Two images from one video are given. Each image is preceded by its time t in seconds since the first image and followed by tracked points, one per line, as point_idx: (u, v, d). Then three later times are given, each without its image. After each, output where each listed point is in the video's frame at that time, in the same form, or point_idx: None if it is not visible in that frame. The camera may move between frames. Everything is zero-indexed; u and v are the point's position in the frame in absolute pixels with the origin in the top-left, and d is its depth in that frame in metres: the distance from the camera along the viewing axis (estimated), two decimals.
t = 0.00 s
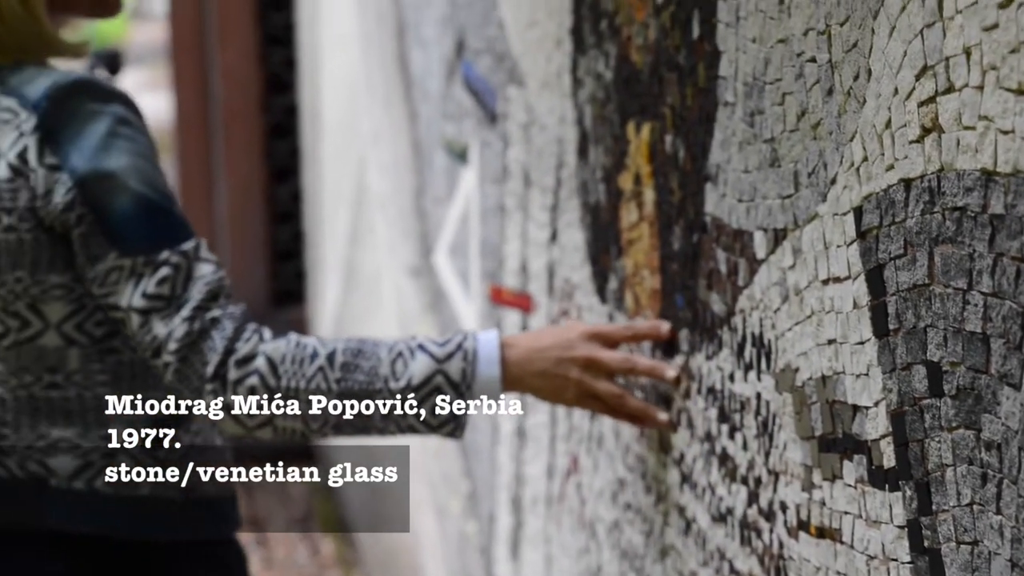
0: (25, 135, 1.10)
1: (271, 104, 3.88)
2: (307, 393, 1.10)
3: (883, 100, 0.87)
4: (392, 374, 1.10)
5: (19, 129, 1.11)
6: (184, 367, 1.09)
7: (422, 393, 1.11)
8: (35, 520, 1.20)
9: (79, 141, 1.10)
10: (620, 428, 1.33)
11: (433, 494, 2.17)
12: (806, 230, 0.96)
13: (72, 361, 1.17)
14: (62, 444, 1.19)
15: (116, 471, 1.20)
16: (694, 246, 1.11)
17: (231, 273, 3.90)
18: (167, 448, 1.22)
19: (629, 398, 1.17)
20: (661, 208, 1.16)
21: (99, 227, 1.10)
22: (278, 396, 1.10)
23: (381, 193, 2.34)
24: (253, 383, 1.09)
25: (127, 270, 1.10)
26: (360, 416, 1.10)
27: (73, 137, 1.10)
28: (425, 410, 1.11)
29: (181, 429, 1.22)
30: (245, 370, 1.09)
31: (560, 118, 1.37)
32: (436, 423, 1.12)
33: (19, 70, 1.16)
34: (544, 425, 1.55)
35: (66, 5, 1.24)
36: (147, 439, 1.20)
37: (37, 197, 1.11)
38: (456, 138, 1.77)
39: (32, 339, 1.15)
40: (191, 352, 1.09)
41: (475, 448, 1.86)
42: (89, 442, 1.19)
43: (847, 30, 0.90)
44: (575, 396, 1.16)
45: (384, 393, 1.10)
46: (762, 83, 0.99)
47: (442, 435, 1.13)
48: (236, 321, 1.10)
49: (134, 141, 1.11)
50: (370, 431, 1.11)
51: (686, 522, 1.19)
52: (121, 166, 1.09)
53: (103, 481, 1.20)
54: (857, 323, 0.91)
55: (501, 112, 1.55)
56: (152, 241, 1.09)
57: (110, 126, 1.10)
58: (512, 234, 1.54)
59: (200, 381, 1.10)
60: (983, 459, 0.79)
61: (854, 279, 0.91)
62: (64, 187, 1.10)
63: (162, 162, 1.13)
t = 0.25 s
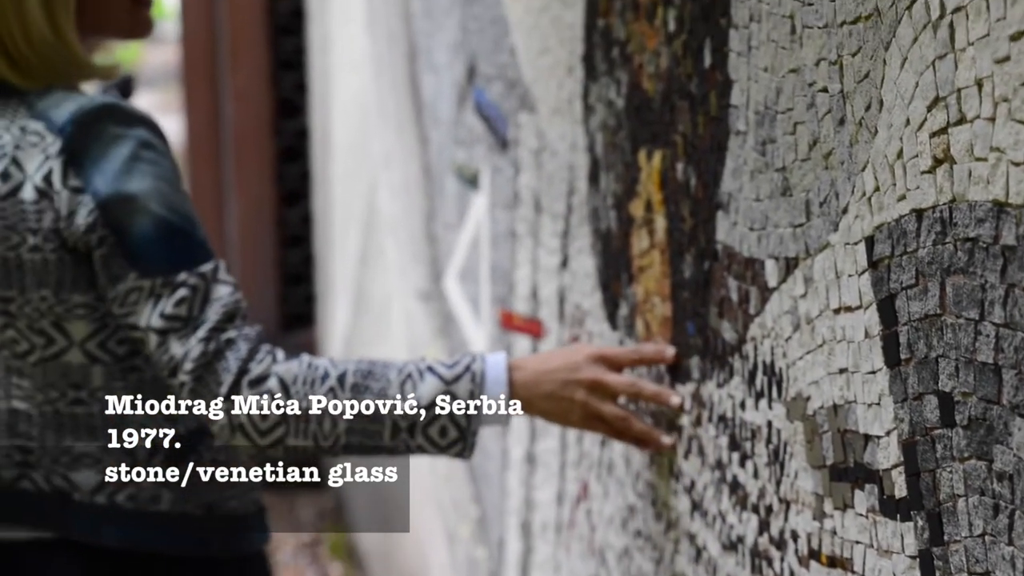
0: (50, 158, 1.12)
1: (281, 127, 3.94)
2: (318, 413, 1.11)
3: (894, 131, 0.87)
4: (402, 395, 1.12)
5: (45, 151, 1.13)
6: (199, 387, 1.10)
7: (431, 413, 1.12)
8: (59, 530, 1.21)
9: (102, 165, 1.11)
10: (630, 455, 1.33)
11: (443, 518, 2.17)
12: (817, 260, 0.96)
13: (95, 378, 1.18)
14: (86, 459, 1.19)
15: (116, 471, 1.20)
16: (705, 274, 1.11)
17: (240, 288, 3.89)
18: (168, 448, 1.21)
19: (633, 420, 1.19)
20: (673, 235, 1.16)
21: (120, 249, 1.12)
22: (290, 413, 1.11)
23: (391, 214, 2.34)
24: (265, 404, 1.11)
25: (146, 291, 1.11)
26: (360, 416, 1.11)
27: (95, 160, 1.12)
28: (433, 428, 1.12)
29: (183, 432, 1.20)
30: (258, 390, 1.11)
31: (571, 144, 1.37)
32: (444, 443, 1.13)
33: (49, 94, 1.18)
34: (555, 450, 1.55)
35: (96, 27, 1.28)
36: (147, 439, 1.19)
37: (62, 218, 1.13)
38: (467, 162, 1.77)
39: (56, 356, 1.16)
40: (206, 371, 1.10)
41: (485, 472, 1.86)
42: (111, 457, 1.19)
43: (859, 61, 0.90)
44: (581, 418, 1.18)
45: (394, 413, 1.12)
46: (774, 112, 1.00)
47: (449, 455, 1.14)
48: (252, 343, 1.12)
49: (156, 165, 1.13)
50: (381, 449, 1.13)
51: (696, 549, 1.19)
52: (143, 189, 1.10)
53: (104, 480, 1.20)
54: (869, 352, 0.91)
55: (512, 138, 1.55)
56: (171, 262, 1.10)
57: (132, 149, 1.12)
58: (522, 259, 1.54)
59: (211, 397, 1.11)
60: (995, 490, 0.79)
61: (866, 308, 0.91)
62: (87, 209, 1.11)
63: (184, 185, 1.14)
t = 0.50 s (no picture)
0: (53, 171, 1.15)
1: (291, 146, 4.02)
2: (317, 418, 1.10)
3: (905, 154, 0.87)
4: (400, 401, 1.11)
5: (49, 165, 1.15)
6: (200, 395, 1.11)
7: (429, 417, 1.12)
8: (52, 542, 1.22)
9: (105, 178, 1.14)
10: (641, 475, 1.33)
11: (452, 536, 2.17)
12: (828, 281, 0.96)
13: (96, 390, 1.20)
14: (84, 470, 1.21)
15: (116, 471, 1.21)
16: (715, 295, 1.12)
17: (246, 302, 3.94)
18: (168, 448, 1.22)
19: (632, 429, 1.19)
20: (683, 256, 1.17)
21: (121, 261, 1.13)
22: (290, 418, 1.11)
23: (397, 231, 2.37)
24: (264, 411, 1.10)
25: (148, 301, 1.13)
26: (360, 416, 1.10)
27: (98, 173, 1.14)
28: (432, 434, 1.12)
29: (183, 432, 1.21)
30: (257, 396, 1.10)
31: (582, 165, 1.38)
32: (444, 449, 1.13)
33: (56, 110, 1.21)
34: (566, 470, 1.55)
35: (105, 44, 1.31)
36: (147, 439, 1.21)
37: (64, 231, 1.15)
38: (477, 182, 1.78)
39: (55, 368, 1.18)
40: (207, 380, 1.11)
41: (495, 492, 1.86)
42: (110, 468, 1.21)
43: (869, 84, 0.91)
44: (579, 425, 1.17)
45: (392, 419, 1.11)
46: (784, 134, 1.00)
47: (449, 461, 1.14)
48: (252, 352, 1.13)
49: (158, 178, 1.15)
50: (380, 456, 1.12)
51: (706, 570, 1.18)
52: (145, 202, 1.12)
53: (104, 481, 1.21)
54: (880, 374, 0.91)
55: (522, 158, 1.56)
56: (172, 274, 1.12)
57: (134, 163, 1.14)
58: (532, 278, 1.55)
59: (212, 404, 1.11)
60: (1006, 512, 0.79)
61: (877, 330, 0.91)
62: (89, 222, 1.14)
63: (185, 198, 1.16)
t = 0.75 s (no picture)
0: (36, 184, 1.30)
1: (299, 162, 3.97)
2: (313, 414, 1.25)
3: (912, 172, 0.87)
4: (393, 397, 1.25)
5: (32, 178, 1.30)
6: (194, 392, 1.26)
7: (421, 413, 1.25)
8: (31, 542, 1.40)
9: (90, 189, 1.29)
10: (649, 491, 1.33)
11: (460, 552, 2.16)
12: (835, 299, 0.96)
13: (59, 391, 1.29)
14: (59, 475, 1.38)
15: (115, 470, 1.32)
16: (722, 312, 1.12)
17: (256, 308, 3.90)
18: (167, 447, 1.36)
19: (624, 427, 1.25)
20: (690, 273, 1.17)
21: (107, 270, 1.29)
22: (285, 414, 1.25)
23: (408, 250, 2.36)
24: (261, 405, 1.25)
25: (137, 308, 1.28)
26: (358, 412, 1.24)
27: (82, 185, 1.30)
28: (422, 428, 1.25)
29: (180, 432, 1.34)
30: (252, 392, 1.25)
31: (589, 181, 1.38)
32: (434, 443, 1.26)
33: (41, 121, 1.36)
34: (574, 487, 1.55)
35: (88, 57, 1.45)
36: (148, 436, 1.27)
37: (45, 238, 1.30)
38: (485, 199, 1.78)
39: (34, 373, 1.35)
40: (200, 377, 1.26)
41: (503, 507, 1.86)
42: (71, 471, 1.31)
43: (876, 102, 0.91)
44: (567, 421, 1.25)
45: (385, 415, 1.25)
46: (791, 152, 1.00)
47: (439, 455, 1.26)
48: (241, 351, 1.27)
49: (140, 188, 1.31)
50: (369, 449, 1.26)
51: None
52: (127, 213, 1.28)
53: (105, 481, 1.39)
54: (888, 392, 0.91)
55: (530, 174, 1.56)
56: (156, 279, 1.27)
57: (117, 175, 1.30)
58: (541, 294, 1.55)
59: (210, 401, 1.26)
60: (1015, 531, 0.78)
61: (885, 348, 0.91)
62: (72, 231, 1.29)
63: (166, 208, 1.32)
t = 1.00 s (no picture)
0: (27, 190, 1.24)
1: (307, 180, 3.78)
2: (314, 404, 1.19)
3: (923, 195, 0.87)
4: (393, 388, 1.20)
5: (23, 184, 1.25)
6: (197, 384, 1.20)
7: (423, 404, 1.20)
8: (5, 547, 1.29)
9: (82, 195, 1.24)
10: (658, 513, 1.33)
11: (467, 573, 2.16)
12: (845, 323, 0.96)
13: (57, 397, 1.29)
14: (40, 474, 1.29)
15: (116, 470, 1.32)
16: (733, 334, 1.12)
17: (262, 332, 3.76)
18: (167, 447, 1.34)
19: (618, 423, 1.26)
20: (700, 294, 1.18)
21: (101, 272, 1.23)
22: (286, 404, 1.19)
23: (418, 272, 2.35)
24: (263, 395, 1.19)
25: (134, 308, 1.22)
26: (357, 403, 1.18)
27: (75, 190, 1.24)
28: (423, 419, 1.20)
29: (180, 431, 1.32)
30: (256, 382, 1.19)
31: (598, 203, 1.39)
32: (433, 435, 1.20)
33: (30, 131, 1.31)
34: (583, 508, 1.54)
35: (79, 70, 1.42)
36: (146, 438, 1.32)
37: (34, 240, 1.24)
38: (494, 220, 1.79)
39: (18, 375, 1.27)
40: (202, 369, 1.20)
41: (511, 528, 1.85)
42: (63, 474, 1.30)
43: (887, 125, 0.91)
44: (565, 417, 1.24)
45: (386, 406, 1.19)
46: (802, 175, 1.00)
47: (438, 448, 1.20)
48: (242, 341, 1.22)
49: (131, 192, 1.26)
50: (371, 443, 1.19)
51: None
52: (119, 215, 1.23)
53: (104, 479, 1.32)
54: (899, 415, 0.91)
55: (539, 195, 1.57)
56: (150, 278, 1.21)
57: (107, 181, 1.25)
58: (550, 315, 1.55)
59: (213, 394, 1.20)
60: None
61: (896, 370, 0.91)
62: (65, 236, 1.23)
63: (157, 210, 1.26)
